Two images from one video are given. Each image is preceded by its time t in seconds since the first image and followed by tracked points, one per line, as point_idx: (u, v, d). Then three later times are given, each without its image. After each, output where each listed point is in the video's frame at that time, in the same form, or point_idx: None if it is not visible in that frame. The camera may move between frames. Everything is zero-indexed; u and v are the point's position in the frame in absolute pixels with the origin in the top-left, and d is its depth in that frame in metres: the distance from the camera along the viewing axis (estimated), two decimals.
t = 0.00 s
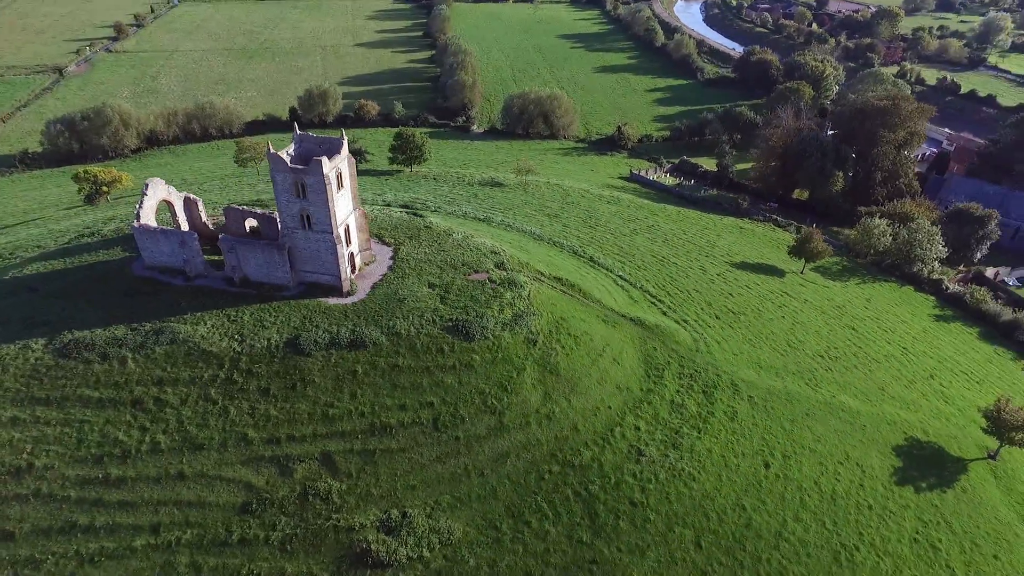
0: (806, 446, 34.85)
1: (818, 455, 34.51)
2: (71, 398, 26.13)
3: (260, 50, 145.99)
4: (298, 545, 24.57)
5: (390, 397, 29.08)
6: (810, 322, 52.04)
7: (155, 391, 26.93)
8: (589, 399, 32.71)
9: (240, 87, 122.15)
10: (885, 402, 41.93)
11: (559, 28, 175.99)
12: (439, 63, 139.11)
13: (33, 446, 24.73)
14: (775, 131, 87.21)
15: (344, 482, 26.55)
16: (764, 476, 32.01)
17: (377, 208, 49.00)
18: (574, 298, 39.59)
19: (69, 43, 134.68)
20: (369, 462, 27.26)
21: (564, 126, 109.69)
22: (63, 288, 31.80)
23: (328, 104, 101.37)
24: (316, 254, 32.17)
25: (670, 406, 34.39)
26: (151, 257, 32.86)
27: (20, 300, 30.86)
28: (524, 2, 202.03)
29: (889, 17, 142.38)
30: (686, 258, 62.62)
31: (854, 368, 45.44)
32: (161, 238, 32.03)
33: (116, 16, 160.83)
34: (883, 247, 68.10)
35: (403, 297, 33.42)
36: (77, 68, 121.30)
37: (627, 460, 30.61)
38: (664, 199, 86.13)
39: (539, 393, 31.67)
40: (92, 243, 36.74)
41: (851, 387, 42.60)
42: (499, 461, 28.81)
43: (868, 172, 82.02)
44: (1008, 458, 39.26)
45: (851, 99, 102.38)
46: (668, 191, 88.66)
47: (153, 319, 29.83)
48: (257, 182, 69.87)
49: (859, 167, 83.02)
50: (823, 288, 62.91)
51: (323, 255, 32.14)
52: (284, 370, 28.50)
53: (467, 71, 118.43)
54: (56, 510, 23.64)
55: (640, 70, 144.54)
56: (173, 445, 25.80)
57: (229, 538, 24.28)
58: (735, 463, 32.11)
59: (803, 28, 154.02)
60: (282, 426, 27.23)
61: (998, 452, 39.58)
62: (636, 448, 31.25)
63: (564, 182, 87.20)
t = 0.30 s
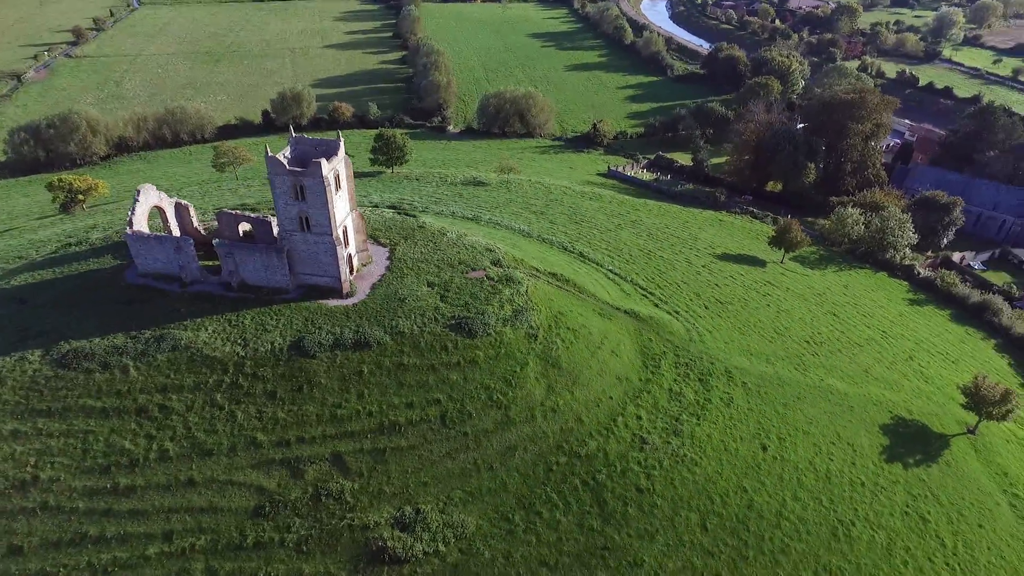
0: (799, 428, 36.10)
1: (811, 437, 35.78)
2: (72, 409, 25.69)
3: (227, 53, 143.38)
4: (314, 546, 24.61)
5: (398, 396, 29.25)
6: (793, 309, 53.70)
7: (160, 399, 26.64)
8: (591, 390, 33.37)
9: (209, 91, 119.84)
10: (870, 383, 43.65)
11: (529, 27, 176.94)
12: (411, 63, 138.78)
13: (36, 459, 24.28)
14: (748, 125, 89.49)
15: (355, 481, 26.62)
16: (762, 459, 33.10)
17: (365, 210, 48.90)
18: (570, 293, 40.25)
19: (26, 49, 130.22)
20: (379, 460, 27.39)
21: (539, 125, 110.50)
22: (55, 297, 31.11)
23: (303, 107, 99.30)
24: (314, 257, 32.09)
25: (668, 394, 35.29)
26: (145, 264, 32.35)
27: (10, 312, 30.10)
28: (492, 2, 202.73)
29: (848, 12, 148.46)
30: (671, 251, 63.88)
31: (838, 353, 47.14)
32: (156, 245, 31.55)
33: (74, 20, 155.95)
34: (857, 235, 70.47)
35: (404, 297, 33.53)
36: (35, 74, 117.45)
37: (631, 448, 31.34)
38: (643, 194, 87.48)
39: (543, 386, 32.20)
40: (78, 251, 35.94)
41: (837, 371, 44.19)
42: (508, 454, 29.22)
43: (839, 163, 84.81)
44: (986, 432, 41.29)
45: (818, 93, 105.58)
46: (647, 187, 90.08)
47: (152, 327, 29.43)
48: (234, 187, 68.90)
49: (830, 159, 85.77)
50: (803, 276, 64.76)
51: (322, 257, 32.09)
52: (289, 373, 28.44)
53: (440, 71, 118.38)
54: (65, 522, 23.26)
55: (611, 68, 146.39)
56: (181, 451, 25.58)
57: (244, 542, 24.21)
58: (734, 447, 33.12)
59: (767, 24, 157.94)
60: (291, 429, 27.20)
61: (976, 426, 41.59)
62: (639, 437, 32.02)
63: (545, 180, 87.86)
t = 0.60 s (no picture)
0: (793, 413, 37.35)
1: (805, 421, 37.04)
2: (78, 419, 25.36)
3: (196, 57, 140.70)
4: (331, 545, 24.73)
5: (406, 394, 29.45)
6: (779, 299, 55.23)
7: (167, 405, 26.43)
8: (594, 383, 34.03)
9: (179, 96, 117.54)
10: (856, 367, 45.28)
11: (502, 27, 177.36)
12: (385, 64, 138.22)
13: (44, 470, 23.92)
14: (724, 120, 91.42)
15: (368, 480, 26.79)
16: (760, 443, 34.18)
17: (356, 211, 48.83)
18: (567, 288, 40.88)
19: None
20: (391, 458, 27.59)
21: (517, 124, 111.01)
22: (49, 307, 30.53)
23: (278, 111, 97.80)
24: (316, 259, 32.05)
25: (668, 384, 36.18)
26: (142, 271, 31.95)
27: (4, 323, 29.45)
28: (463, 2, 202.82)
29: (813, 9, 152.86)
30: (657, 245, 65.02)
31: (824, 339, 48.72)
32: (153, 251, 31.19)
33: (33, 25, 151.16)
34: (834, 225, 72.59)
35: (406, 297, 33.71)
36: None
37: (636, 437, 32.07)
38: (623, 190, 88.64)
39: (548, 380, 32.74)
40: (68, 260, 35.21)
41: (824, 356, 45.72)
42: (517, 448, 29.68)
43: (813, 156, 87.29)
44: (966, 409, 43.24)
45: (790, 88, 108.30)
46: (627, 183, 91.23)
47: (154, 334, 29.12)
48: (214, 192, 67.91)
49: (804, 151, 88.24)
50: (784, 267, 66.50)
51: (323, 259, 32.08)
52: (297, 374, 28.45)
53: (414, 71, 117.37)
54: (78, 533, 22.99)
55: (584, 66, 147.81)
56: (192, 457, 25.43)
57: (261, 544, 24.22)
58: (733, 433, 34.14)
59: (735, 21, 161.23)
60: (302, 430, 27.22)
61: (957, 404, 43.51)
62: (642, 426, 32.78)
63: (528, 179, 88.43)
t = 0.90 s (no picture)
0: (786, 398, 38.67)
1: (798, 406, 38.33)
2: (86, 428, 25.08)
3: (164, 61, 137.87)
4: (349, 544, 24.89)
5: (414, 392, 29.70)
6: (765, 289, 56.73)
7: (176, 411, 26.30)
8: (596, 375, 34.72)
9: (149, 101, 115.11)
10: (842, 353, 46.84)
11: (475, 27, 177.71)
12: (358, 66, 137.43)
13: (54, 482, 23.65)
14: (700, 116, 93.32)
15: (381, 478, 27.00)
16: (757, 429, 35.29)
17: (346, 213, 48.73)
18: (564, 284, 41.53)
19: None
20: (403, 456, 27.83)
21: (496, 124, 111.43)
22: (46, 317, 30.01)
23: (254, 115, 96.43)
24: (317, 261, 32.05)
25: (666, 375, 37.10)
26: (140, 277, 31.58)
27: None
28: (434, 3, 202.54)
29: (779, 6, 156.86)
30: (644, 239, 66.07)
31: (811, 327, 50.24)
32: (152, 258, 30.85)
33: None
34: (811, 216, 74.66)
35: (409, 297, 33.87)
36: None
37: (639, 427, 32.85)
38: (604, 187, 89.66)
39: (551, 374, 33.33)
40: (57, 269, 34.53)
41: (812, 343, 47.18)
42: (526, 441, 30.18)
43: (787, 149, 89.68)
44: (946, 389, 45.20)
45: (762, 84, 110.89)
46: (608, 180, 92.35)
47: (157, 341, 28.85)
48: (195, 198, 66.97)
49: (779, 145, 90.61)
50: (766, 257, 68.18)
51: (325, 261, 32.08)
52: (306, 376, 28.48)
53: (390, 72, 117.09)
54: (92, 542, 22.80)
55: (558, 65, 148.96)
56: (204, 463, 25.33)
57: (279, 546, 24.29)
58: (732, 420, 35.17)
59: (703, 19, 164.26)
60: (313, 432, 27.28)
61: (938, 385, 45.42)
62: (645, 416, 33.58)
63: (510, 178, 88.83)
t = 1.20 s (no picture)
0: (779, 385, 39.94)
1: (790, 392, 39.65)
2: (95, 438, 24.84)
3: (132, 65, 134.62)
4: (366, 542, 25.11)
5: (422, 390, 30.00)
6: (750, 280, 58.19)
7: (185, 418, 26.18)
8: (597, 368, 35.42)
9: (119, 106, 112.33)
10: (828, 339, 48.47)
11: (448, 27, 177.52)
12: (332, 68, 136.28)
13: (66, 492, 23.40)
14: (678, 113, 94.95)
15: (394, 476, 27.26)
16: (753, 414, 36.47)
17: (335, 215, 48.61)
18: (560, 280, 42.22)
19: None
20: (414, 454, 28.12)
21: (475, 124, 111.65)
22: (42, 327, 29.46)
23: (230, 119, 94.93)
24: (319, 264, 32.10)
25: (664, 365, 38.04)
26: (138, 285, 31.21)
27: None
28: (405, 3, 201.88)
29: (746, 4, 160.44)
30: (629, 235, 67.07)
31: (797, 315, 51.80)
32: (151, 265, 30.52)
33: None
34: (789, 209, 76.68)
35: (411, 296, 34.13)
36: None
37: (641, 417, 33.67)
38: (586, 184, 90.61)
39: (554, 368, 33.91)
40: (47, 279, 33.79)
41: (800, 331, 48.69)
42: (533, 434, 30.70)
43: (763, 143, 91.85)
44: (927, 370, 47.16)
45: (736, 80, 113.26)
46: (590, 177, 93.26)
47: (160, 347, 28.62)
48: (175, 205, 65.86)
49: (755, 139, 92.77)
50: (748, 249, 69.82)
51: (327, 263, 32.15)
52: (313, 378, 28.56)
53: (366, 73, 116.40)
54: (109, 551, 22.66)
55: (532, 64, 149.84)
56: (217, 468, 25.31)
57: (297, 547, 24.40)
58: (729, 407, 36.28)
59: (674, 17, 166.91)
60: (325, 433, 27.42)
61: (919, 367, 47.35)
62: (646, 406, 34.40)
63: (493, 177, 89.10)
